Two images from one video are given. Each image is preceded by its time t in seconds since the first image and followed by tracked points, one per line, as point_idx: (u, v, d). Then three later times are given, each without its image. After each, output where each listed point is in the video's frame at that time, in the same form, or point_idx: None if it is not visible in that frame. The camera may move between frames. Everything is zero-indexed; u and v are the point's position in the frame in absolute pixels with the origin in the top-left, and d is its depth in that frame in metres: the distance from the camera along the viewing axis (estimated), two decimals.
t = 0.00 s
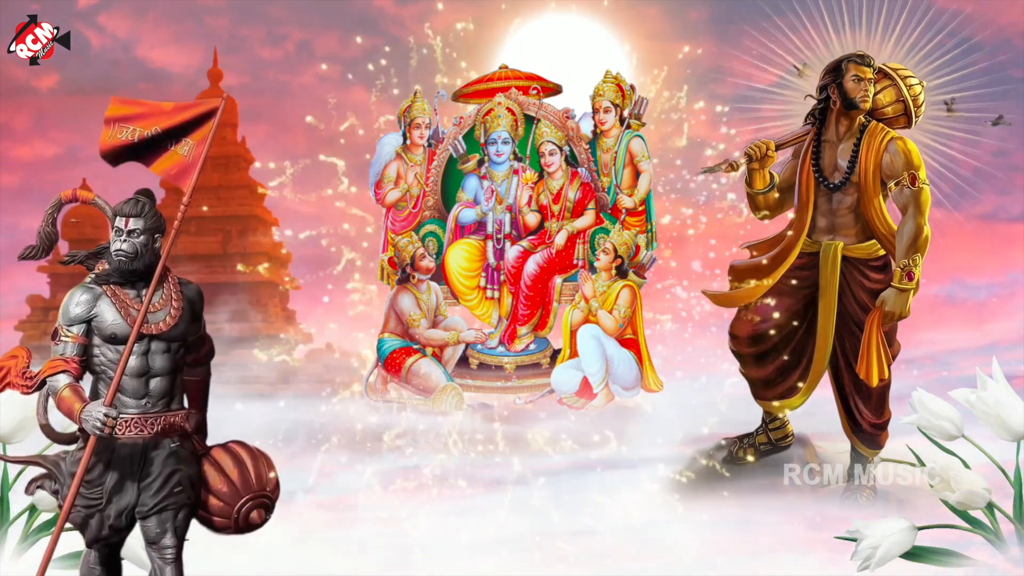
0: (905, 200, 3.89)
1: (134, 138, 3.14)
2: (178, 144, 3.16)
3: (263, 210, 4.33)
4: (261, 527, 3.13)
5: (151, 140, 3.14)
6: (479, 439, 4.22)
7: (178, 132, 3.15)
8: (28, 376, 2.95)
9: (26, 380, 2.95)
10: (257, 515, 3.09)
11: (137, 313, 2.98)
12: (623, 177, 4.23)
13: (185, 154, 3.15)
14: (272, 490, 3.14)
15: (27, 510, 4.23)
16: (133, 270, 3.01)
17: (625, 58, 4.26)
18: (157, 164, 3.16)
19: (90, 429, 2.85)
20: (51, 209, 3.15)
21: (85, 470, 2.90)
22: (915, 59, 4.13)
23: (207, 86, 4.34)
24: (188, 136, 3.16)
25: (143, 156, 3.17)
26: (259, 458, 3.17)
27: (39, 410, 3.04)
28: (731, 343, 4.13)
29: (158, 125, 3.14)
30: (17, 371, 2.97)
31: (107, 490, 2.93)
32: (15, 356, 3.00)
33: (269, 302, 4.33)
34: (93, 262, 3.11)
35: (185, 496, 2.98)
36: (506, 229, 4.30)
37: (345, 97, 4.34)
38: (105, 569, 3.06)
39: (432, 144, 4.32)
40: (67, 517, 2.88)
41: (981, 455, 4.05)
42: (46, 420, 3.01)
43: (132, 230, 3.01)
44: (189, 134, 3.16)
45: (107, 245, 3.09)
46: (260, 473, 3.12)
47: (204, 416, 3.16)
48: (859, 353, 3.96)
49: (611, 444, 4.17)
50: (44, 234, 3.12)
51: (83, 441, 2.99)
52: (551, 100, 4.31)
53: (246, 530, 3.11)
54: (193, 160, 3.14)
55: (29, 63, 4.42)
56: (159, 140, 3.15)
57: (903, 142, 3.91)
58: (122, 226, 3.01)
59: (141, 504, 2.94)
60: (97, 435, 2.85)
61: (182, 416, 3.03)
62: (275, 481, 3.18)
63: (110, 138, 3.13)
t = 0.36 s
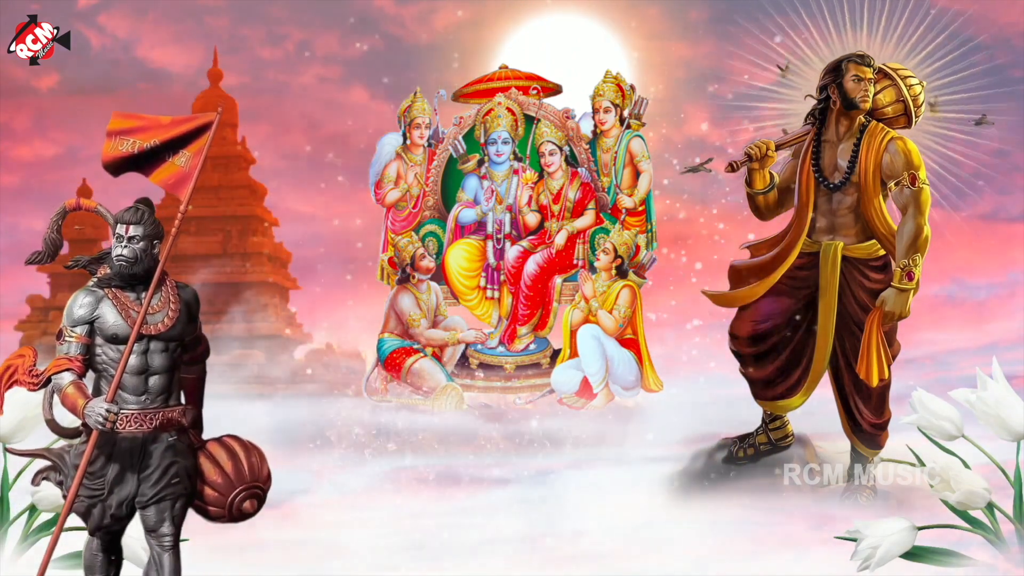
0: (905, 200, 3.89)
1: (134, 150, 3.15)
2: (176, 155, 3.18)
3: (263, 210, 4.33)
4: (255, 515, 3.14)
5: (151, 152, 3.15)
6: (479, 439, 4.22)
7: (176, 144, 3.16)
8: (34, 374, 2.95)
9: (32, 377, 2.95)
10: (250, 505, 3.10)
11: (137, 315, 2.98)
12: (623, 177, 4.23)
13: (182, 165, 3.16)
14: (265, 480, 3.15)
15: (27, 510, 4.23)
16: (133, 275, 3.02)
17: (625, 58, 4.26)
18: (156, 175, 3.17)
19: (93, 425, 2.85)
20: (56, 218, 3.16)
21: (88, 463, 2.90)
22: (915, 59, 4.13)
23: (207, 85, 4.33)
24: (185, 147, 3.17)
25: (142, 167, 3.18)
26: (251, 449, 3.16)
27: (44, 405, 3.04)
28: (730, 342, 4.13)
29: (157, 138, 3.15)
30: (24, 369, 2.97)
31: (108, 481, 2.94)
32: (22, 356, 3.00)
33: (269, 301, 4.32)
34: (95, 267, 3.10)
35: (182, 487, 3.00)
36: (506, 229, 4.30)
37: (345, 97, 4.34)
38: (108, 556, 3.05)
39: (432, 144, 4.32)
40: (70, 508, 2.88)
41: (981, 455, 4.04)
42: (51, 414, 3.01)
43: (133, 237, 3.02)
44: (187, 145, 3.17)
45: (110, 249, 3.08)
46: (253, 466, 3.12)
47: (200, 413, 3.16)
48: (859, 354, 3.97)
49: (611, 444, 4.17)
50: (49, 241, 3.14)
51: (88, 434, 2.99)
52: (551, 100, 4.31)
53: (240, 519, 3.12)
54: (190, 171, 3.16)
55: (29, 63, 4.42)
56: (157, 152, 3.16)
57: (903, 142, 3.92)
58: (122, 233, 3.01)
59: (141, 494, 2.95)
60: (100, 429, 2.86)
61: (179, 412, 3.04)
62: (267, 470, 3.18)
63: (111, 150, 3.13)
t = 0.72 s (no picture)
0: (905, 200, 3.89)
1: (134, 145, 3.15)
2: (177, 150, 3.19)
3: (263, 210, 4.33)
4: (257, 520, 3.14)
5: (151, 147, 3.15)
6: (480, 439, 4.22)
7: (177, 139, 3.17)
8: (31, 376, 2.93)
9: (30, 379, 2.93)
10: (253, 509, 3.09)
11: (137, 314, 2.98)
12: (623, 177, 4.23)
13: (183, 160, 3.17)
14: (268, 484, 3.13)
15: (27, 510, 4.22)
16: (133, 272, 3.02)
17: (625, 58, 4.26)
18: (157, 170, 3.17)
19: (92, 427, 2.84)
20: (54, 215, 3.17)
21: (87, 466, 2.90)
22: (915, 59, 4.13)
23: (207, 85, 4.33)
24: (186, 142, 3.18)
25: (143, 162, 3.18)
26: (255, 452, 3.15)
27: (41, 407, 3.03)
28: (730, 342, 4.13)
29: (158, 133, 3.16)
30: (21, 370, 2.95)
31: (108, 485, 2.93)
32: (19, 356, 2.98)
33: (269, 301, 4.32)
34: (94, 265, 3.11)
35: (183, 491, 2.99)
36: (506, 229, 4.30)
37: (345, 97, 4.34)
38: (107, 562, 3.07)
39: (432, 144, 4.32)
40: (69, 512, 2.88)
41: (981, 455, 4.04)
42: (47, 417, 3.01)
43: (132, 233, 3.02)
44: (188, 140, 3.18)
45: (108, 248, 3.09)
46: (256, 469, 3.12)
47: (202, 414, 3.15)
48: (859, 353, 3.96)
49: (611, 444, 4.17)
50: (47, 238, 3.13)
51: (85, 437, 2.98)
52: (551, 100, 4.31)
53: (243, 523, 3.12)
54: (191, 166, 3.16)
55: (29, 63, 4.42)
56: (158, 147, 3.16)
57: (903, 142, 3.91)
58: (122, 230, 3.02)
59: (141, 498, 2.95)
60: (98, 432, 2.84)
61: (181, 413, 3.03)
62: (270, 475, 3.17)
63: (111, 145, 3.14)
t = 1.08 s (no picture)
0: (905, 200, 3.90)
1: (134, 138, 3.16)
2: (178, 143, 3.18)
3: (263, 210, 4.33)
4: (262, 527, 3.11)
5: (151, 139, 3.16)
6: (480, 438, 4.23)
7: (178, 131, 3.17)
8: (28, 376, 2.95)
9: (26, 381, 2.94)
10: (257, 515, 3.07)
11: (137, 313, 2.98)
12: (623, 177, 4.23)
13: (185, 154, 3.17)
14: (273, 489, 3.11)
15: (27, 510, 4.22)
16: (133, 270, 3.02)
17: (625, 58, 4.26)
18: (157, 163, 3.18)
19: (91, 429, 2.85)
20: (50, 210, 3.17)
21: (85, 471, 2.90)
22: (915, 59, 4.13)
23: (207, 85, 4.33)
24: (188, 135, 3.18)
25: (143, 155, 3.19)
26: (260, 457, 3.15)
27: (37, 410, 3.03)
28: (730, 342, 4.13)
29: (158, 125, 3.16)
30: (17, 371, 2.96)
31: (107, 490, 2.94)
32: (15, 357, 2.99)
33: (269, 301, 4.32)
34: (92, 262, 3.11)
35: (185, 496, 2.99)
36: (506, 229, 4.30)
37: (345, 97, 4.34)
38: (105, 569, 3.07)
39: (432, 144, 4.32)
40: (68, 517, 2.88)
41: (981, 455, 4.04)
42: (45, 420, 3.01)
43: (132, 229, 3.02)
44: (190, 133, 3.18)
45: (107, 245, 3.10)
46: (260, 473, 3.11)
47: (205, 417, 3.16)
48: (859, 353, 3.97)
49: (611, 444, 4.16)
50: (43, 234, 3.14)
51: (83, 441, 2.99)
52: (551, 100, 4.31)
53: (247, 530, 3.09)
54: (193, 160, 3.16)
55: (29, 63, 4.42)
56: (159, 140, 3.16)
57: (903, 142, 3.92)
58: (122, 226, 3.02)
59: (141, 504, 2.95)
60: (97, 435, 2.85)
61: (182, 416, 3.03)
62: (276, 480, 3.15)
63: (110, 138, 3.14)
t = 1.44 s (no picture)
0: (905, 200, 3.90)
1: (134, 130, 3.16)
2: (179, 137, 3.18)
3: (263, 210, 4.33)
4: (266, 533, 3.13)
5: (152, 132, 3.16)
6: (480, 439, 4.23)
7: (179, 124, 3.17)
8: (24, 377, 2.94)
9: (22, 382, 2.93)
10: (261, 522, 3.09)
11: (137, 313, 2.98)
12: (623, 177, 4.23)
13: (186, 148, 3.17)
14: (278, 495, 3.13)
15: (27, 511, 4.22)
16: (133, 267, 3.02)
17: (625, 58, 4.27)
18: (158, 157, 3.18)
19: (90, 432, 2.83)
20: (48, 206, 3.16)
21: (84, 475, 2.90)
22: (915, 59, 4.13)
23: (207, 85, 4.33)
24: (189, 129, 3.17)
25: (143, 148, 3.19)
26: (264, 462, 3.17)
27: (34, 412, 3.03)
28: (730, 342, 4.12)
29: (159, 118, 3.16)
30: (14, 372, 2.94)
31: (106, 495, 2.94)
32: (11, 357, 2.97)
33: (269, 301, 4.32)
34: (90, 259, 3.11)
35: (186, 502, 3.00)
36: (506, 229, 4.30)
37: (344, 98, 4.34)
38: None
39: (432, 144, 4.32)
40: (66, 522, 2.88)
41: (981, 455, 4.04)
42: (42, 423, 3.02)
43: (132, 225, 3.03)
44: (191, 126, 3.17)
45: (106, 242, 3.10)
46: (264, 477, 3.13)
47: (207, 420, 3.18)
48: (859, 354, 3.97)
49: (611, 443, 4.17)
50: (41, 231, 3.13)
51: (82, 445, 2.99)
52: (551, 100, 4.31)
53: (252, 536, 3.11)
54: (194, 154, 3.16)
55: (29, 63, 4.42)
56: (159, 133, 3.16)
57: (903, 142, 3.92)
58: (122, 222, 3.03)
59: (141, 510, 2.96)
60: (96, 438, 2.84)
61: (184, 419, 3.03)
62: (280, 485, 3.17)
63: (110, 131, 3.16)
